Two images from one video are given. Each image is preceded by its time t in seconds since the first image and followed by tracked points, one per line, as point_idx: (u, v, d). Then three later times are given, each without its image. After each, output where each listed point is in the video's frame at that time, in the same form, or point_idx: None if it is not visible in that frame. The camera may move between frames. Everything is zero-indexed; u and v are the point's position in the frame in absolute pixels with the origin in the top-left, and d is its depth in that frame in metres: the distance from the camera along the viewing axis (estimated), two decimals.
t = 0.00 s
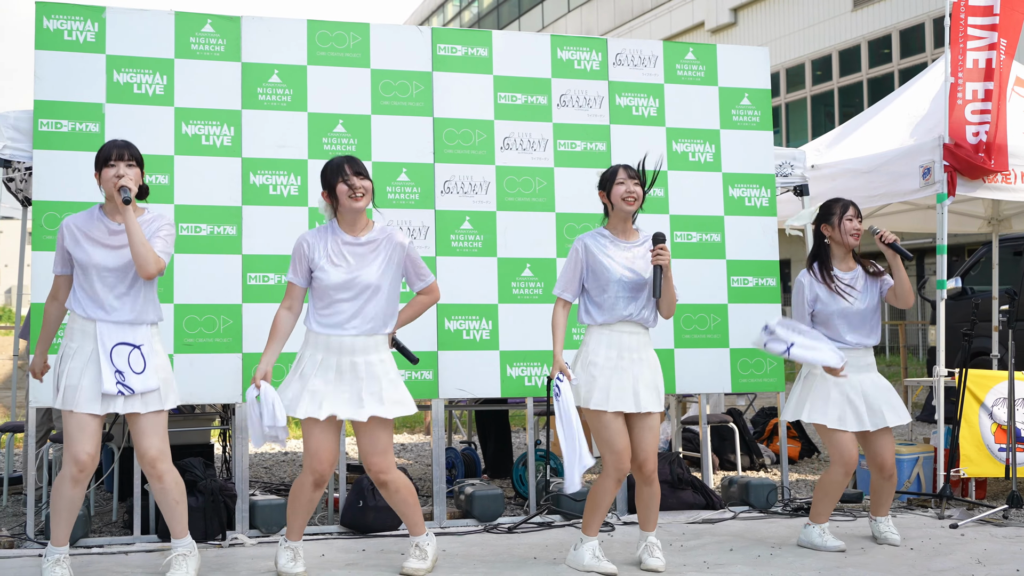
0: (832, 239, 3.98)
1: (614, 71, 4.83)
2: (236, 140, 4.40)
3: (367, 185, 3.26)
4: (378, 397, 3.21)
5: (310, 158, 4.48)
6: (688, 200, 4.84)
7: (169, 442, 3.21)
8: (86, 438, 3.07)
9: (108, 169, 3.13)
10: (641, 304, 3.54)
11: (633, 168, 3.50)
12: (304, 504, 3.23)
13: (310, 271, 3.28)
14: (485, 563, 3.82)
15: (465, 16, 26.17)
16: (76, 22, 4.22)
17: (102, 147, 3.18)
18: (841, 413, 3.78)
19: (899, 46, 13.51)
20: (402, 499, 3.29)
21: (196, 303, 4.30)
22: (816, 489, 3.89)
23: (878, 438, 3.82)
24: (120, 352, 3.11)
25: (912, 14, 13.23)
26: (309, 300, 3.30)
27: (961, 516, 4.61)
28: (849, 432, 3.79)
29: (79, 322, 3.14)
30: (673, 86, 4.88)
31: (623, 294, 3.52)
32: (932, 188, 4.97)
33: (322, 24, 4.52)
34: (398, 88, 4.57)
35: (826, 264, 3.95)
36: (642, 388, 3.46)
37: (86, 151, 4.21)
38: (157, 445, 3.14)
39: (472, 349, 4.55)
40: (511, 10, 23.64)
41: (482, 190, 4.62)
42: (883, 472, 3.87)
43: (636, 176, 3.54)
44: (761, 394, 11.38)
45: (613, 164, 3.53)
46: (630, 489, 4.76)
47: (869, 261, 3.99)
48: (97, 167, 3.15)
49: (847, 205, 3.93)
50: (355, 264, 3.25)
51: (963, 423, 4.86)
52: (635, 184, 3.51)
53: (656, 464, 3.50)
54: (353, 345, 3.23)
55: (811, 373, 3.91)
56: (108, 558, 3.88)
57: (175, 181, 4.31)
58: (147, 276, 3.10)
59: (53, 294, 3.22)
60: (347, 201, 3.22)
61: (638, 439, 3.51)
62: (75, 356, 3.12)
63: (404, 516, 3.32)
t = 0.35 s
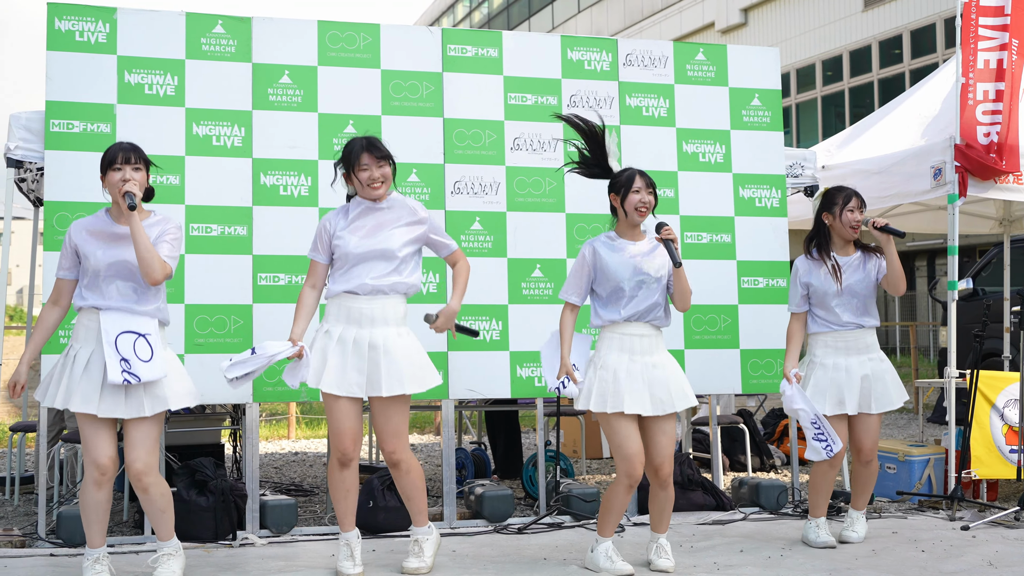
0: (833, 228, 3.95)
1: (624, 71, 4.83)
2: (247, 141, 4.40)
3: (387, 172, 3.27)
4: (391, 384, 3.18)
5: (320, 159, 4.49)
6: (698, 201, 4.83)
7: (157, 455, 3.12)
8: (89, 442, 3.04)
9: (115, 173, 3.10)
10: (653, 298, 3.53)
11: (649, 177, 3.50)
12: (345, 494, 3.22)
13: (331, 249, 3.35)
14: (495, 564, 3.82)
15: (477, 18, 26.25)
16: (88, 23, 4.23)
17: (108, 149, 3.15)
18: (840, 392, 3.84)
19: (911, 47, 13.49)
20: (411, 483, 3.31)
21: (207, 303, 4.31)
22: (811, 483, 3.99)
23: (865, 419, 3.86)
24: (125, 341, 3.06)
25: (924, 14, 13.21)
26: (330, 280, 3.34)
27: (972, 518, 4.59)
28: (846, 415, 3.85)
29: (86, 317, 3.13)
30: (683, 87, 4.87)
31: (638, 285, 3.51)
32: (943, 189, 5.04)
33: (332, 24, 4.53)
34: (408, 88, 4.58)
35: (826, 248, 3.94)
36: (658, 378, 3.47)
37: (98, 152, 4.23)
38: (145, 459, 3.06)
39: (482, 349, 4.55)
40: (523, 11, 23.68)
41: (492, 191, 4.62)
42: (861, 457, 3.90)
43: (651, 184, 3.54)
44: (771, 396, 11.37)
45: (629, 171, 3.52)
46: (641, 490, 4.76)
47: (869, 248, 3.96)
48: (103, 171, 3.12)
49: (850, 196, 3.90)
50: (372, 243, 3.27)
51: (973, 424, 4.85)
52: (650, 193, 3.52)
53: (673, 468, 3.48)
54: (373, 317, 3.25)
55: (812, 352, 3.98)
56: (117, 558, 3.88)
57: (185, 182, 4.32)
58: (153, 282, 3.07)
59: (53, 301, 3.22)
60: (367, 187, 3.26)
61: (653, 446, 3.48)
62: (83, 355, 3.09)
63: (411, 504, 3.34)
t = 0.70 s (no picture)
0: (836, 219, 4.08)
1: (636, 76, 4.91)
2: (266, 145, 4.50)
3: (411, 149, 3.37)
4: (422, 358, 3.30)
5: (338, 162, 4.58)
6: (708, 204, 4.92)
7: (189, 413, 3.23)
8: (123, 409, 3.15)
9: (145, 141, 3.20)
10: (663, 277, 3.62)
11: (657, 164, 3.60)
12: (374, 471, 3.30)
13: (354, 222, 3.49)
14: (509, 559, 3.91)
15: (489, 22, 26.47)
16: (111, 30, 4.33)
17: (137, 119, 3.26)
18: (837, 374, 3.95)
19: (918, 52, 13.56)
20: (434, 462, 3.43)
21: (227, 304, 4.41)
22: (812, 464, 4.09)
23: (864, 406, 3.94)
24: (154, 312, 3.19)
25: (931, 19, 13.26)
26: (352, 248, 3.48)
27: (977, 516, 4.67)
28: (842, 400, 3.95)
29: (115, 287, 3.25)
30: (694, 91, 4.96)
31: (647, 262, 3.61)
32: (951, 192, 5.07)
33: (350, 31, 4.62)
34: (423, 94, 4.67)
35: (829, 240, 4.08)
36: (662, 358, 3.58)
37: (121, 155, 4.33)
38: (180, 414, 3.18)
39: (496, 349, 4.64)
40: (535, 16, 23.84)
41: (506, 194, 4.72)
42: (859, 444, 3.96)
43: (659, 172, 3.64)
44: (780, 397, 11.46)
45: (636, 158, 3.62)
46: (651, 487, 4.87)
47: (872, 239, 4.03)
48: (133, 139, 3.23)
49: (851, 189, 4.00)
50: (397, 223, 3.38)
51: (979, 425, 4.90)
52: (656, 180, 3.63)
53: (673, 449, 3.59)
54: (396, 298, 3.37)
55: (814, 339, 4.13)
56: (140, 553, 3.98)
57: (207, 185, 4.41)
58: (184, 247, 3.17)
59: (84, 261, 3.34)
60: (392, 164, 3.35)
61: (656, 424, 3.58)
62: (114, 323, 3.22)
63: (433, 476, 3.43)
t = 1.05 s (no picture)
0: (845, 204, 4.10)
1: (640, 76, 4.92)
2: (271, 145, 4.51)
3: (419, 141, 3.34)
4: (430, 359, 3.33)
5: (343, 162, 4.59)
6: (712, 203, 4.92)
7: (200, 405, 3.20)
8: (129, 398, 3.19)
9: (157, 128, 3.19)
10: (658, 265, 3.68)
11: (652, 154, 3.65)
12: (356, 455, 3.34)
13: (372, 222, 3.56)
14: (514, 559, 3.91)
15: (494, 22, 26.50)
16: (116, 30, 4.34)
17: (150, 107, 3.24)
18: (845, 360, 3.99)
19: (922, 52, 13.54)
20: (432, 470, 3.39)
21: (232, 304, 4.42)
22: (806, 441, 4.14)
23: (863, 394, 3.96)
24: (162, 306, 3.17)
25: (935, 19, 13.25)
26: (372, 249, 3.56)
27: (981, 516, 4.67)
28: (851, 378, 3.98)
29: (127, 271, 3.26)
30: (698, 91, 4.97)
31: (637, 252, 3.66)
32: (954, 192, 5.08)
33: (354, 31, 4.63)
34: (427, 94, 4.67)
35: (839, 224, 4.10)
36: (662, 348, 3.64)
37: (126, 155, 4.33)
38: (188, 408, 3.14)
39: (500, 349, 4.65)
40: (539, 16, 23.86)
41: (510, 194, 4.72)
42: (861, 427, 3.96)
43: (653, 161, 3.68)
44: (784, 396, 11.46)
45: (631, 150, 3.67)
46: (655, 487, 4.86)
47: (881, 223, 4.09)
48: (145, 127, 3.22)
49: (855, 170, 4.06)
50: (402, 208, 3.37)
51: (983, 424, 4.85)
52: (652, 168, 3.65)
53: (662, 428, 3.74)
54: (409, 293, 3.39)
55: (822, 323, 4.11)
56: (145, 552, 3.98)
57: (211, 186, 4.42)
58: (206, 230, 3.15)
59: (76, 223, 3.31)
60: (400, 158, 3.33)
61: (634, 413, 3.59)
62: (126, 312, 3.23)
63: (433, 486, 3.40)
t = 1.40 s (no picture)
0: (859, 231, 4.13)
1: (643, 76, 4.92)
2: (274, 145, 4.50)
3: (432, 172, 3.32)
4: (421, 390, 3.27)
5: (346, 162, 4.58)
6: (715, 203, 4.92)
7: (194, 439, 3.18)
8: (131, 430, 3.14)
9: (154, 163, 3.15)
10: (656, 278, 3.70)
11: (652, 163, 3.66)
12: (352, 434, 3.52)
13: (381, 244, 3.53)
14: (517, 559, 3.91)
15: (497, 23, 26.55)
16: (118, 31, 4.33)
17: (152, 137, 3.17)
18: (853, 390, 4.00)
19: (924, 52, 13.55)
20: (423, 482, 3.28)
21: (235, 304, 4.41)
22: (784, 452, 4.30)
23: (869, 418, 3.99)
24: (160, 353, 3.10)
25: (937, 19, 13.26)
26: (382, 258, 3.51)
27: (985, 516, 4.67)
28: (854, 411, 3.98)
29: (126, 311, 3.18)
30: (701, 91, 4.98)
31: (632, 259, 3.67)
32: (957, 191, 5.15)
33: (358, 31, 4.62)
34: (431, 94, 4.67)
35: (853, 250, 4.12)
36: (655, 365, 3.59)
37: (129, 156, 4.32)
38: (181, 441, 3.12)
39: (504, 349, 4.65)
40: (542, 16, 23.88)
41: (514, 194, 4.72)
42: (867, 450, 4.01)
43: (654, 171, 3.69)
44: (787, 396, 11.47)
45: (632, 159, 3.69)
46: (659, 487, 4.87)
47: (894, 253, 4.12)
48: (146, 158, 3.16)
49: (868, 198, 4.12)
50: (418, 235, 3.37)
51: (986, 423, 4.88)
52: (653, 178, 3.67)
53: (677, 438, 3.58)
54: (414, 313, 3.38)
55: (828, 349, 4.16)
56: (149, 553, 3.97)
57: (214, 186, 4.42)
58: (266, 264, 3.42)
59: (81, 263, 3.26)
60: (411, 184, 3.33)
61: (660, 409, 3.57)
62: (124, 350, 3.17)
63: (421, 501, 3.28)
